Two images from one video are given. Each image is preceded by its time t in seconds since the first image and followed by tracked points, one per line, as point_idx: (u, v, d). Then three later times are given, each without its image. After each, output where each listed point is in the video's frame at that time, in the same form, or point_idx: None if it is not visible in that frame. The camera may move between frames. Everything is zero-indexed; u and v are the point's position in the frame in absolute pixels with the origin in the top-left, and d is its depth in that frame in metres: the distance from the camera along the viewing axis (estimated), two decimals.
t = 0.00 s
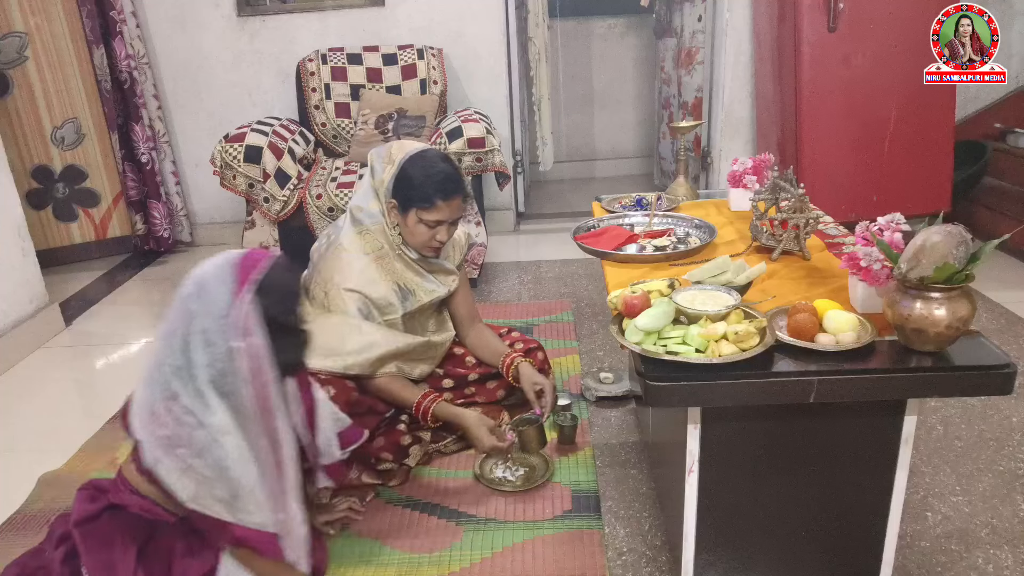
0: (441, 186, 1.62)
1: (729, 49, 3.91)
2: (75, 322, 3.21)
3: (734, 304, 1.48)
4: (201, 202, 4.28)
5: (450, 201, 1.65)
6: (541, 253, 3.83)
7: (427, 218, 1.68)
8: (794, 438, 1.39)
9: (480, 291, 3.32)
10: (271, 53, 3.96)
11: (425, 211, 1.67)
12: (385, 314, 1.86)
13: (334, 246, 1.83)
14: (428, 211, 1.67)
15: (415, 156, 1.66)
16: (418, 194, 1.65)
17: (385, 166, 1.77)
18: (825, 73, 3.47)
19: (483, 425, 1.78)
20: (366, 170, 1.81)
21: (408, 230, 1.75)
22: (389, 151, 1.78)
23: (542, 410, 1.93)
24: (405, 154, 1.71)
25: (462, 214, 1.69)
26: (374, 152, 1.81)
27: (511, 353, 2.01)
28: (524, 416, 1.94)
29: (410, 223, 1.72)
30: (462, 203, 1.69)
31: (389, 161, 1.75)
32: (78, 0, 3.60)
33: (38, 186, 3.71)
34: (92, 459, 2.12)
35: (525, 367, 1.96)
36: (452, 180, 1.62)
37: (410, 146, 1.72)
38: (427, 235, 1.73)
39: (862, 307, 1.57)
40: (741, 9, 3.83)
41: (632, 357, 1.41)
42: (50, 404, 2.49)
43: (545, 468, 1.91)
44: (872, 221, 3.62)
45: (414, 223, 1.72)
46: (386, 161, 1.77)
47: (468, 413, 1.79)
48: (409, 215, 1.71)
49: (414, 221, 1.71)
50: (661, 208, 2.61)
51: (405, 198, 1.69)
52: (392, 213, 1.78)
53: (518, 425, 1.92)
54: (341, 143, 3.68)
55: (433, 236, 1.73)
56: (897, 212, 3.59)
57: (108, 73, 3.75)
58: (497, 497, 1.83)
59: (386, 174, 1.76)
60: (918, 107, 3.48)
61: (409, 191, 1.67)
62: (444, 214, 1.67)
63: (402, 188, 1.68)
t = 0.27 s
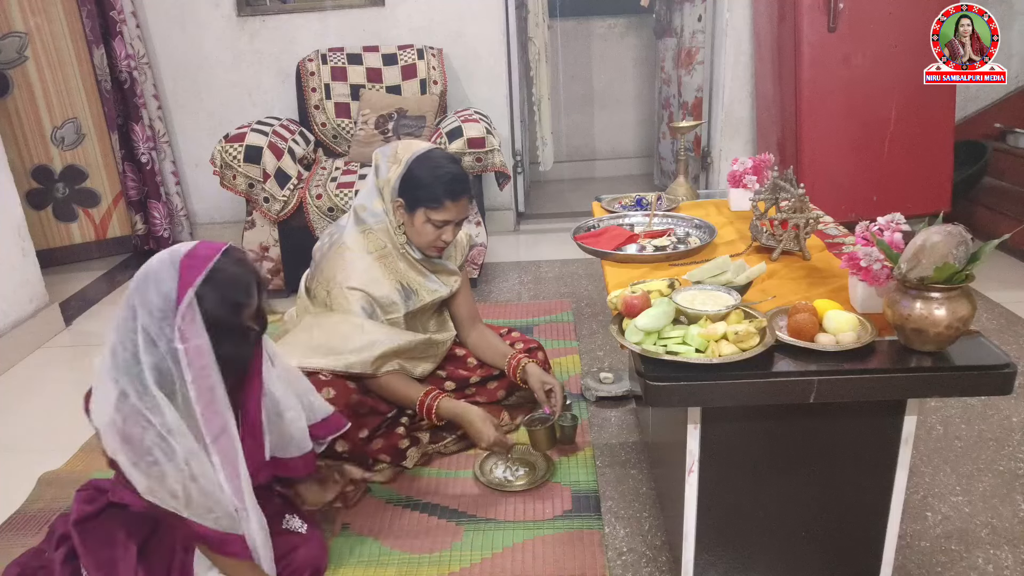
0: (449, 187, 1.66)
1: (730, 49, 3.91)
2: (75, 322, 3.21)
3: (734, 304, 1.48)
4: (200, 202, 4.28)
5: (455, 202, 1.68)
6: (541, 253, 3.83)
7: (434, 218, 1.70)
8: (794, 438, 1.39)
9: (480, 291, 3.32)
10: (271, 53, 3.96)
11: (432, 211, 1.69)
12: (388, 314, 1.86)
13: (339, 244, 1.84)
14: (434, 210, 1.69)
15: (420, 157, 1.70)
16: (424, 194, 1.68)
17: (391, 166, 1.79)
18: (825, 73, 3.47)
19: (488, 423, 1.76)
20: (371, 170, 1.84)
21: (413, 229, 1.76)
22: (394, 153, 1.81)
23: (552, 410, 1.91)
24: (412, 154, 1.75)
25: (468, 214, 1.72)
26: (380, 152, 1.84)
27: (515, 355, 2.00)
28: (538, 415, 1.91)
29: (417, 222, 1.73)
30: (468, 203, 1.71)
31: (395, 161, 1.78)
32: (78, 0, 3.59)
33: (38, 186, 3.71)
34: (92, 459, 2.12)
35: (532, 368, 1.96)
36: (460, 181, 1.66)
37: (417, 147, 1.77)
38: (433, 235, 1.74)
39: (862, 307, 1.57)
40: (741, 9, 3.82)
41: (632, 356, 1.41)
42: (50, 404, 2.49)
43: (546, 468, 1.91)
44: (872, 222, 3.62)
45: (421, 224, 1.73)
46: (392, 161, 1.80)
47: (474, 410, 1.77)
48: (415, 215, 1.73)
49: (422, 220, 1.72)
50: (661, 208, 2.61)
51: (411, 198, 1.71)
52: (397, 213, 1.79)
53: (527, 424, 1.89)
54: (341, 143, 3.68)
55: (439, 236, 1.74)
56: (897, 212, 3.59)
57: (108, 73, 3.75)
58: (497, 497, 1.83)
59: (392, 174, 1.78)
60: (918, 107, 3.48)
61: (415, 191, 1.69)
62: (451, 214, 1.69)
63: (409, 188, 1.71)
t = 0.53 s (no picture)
0: (452, 186, 1.65)
1: (730, 49, 3.91)
2: (75, 321, 3.22)
3: (734, 304, 1.48)
4: (200, 202, 4.28)
5: (458, 201, 1.68)
6: (541, 253, 3.83)
7: (437, 217, 1.70)
8: (794, 437, 1.39)
9: (480, 291, 3.32)
10: (271, 53, 3.96)
11: (434, 210, 1.69)
12: (388, 313, 1.85)
13: (340, 244, 1.84)
14: (436, 210, 1.69)
15: (423, 157, 1.70)
16: (427, 194, 1.68)
17: (393, 165, 1.80)
18: (825, 73, 3.47)
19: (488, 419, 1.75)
20: (374, 170, 1.85)
21: (415, 228, 1.76)
22: (397, 152, 1.82)
23: (552, 411, 1.91)
24: (415, 154, 1.75)
25: (471, 214, 1.72)
26: (382, 152, 1.84)
27: (517, 355, 2.00)
28: (539, 416, 1.96)
29: (420, 221, 1.73)
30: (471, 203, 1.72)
31: (398, 161, 1.79)
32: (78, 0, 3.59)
33: (38, 186, 3.72)
34: (93, 459, 2.13)
35: (533, 368, 1.95)
36: (462, 180, 1.66)
37: (420, 147, 1.77)
38: (435, 234, 1.74)
39: (862, 308, 1.57)
40: (741, 9, 3.82)
41: (632, 357, 1.41)
42: (51, 405, 2.49)
43: (546, 468, 1.91)
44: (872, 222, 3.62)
45: (424, 223, 1.73)
46: (394, 160, 1.80)
47: (473, 408, 1.77)
48: (417, 214, 1.73)
49: (424, 219, 1.72)
50: (661, 208, 2.61)
51: (413, 197, 1.72)
52: (399, 212, 1.79)
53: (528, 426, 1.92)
54: (341, 143, 3.68)
55: (442, 235, 1.74)
56: (897, 212, 3.59)
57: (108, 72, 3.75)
58: (497, 497, 1.83)
59: (394, 173, 1.78)
60: (918, 107, 3.48)
61: (418, 190, 1.69)
62: (454, 214, 1.69)
63: (411, 188, 1.71)
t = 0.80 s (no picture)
0: (453, 186, 1.66)
1: (730, 49, 3.91)
2: (75, 321, 3.22)
3: (734, 304, 1.48)
4: (200, 202, 4.28)
5: (459, 201, 1.68)
6: (541, 253, 3.83)
7: (438, 217, 1.70)
8: (794, 437, 1.39)
9: (480, 291, 3.32)
10: (271, 53, 3.96)
11: (435, 210, 1.70)
12: (388, 313, 1.85)
13: (340, 243, 1.83)
14: (437, 210, 1.69)
15: (423, 157, 1.70)
16: (427, 193, 1.68)
17: (393, 165, 1.80)
18: (825, 73, 3.47)
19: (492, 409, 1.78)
20: (374, 169, 1.85)
21: (415, 228, 1.77)
22: (397, 152, 1.82)
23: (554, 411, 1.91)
24: (416, 154, 1.75)
25: (472, 214, 1.72)
26: (383, 152, 1.85)
27: (517, 356, 2.00)
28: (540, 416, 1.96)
29: (420, 221, 1.73)
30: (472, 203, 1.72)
31: (398, 160, 1.79)
32: (78, 0, 3.59)
33: (38, 186, 3.72)
34: (93, 459, 2.13)
35: (535, 368, 1.95)
36: (463, 180, 1.66)
37: (421, 147, 1.77)
38: (435, 234, 1.75)
39: (862, 308, 1.57)
40: (741, 9, 3.83)
41: (632, 356, 1.41)
42: (50, 405, 2.49)
43: (546, 468, 1.91)
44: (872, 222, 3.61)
45: (424, 223, 1.73)
46: (394, 160, 1.81)
47: (475, 404, 1.79)
48: (417, 214, 1.73)
49: (425, 219, 1.72)
50: (661, 208, 2.61)
51: (413, 197, 1.72)
52: (400, 212, 1.79)
53: (529, 425, 1.92)
54: (341, 143, 3.68)
55: (442, 235, 1.74)
56: (897, 212, 3.59)
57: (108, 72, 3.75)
58: (497, 497, 1.83)
59: (394, 173, 1.78)
60: (918, 107, 3.48)
61: (418, 190, 1.69)
62: (454, 214, 1.69)
63: (412, 188, 1.71)
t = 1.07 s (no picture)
0: (455, 187, 1.66)
1: (729, 49, 3.91)
2: (75, 321, 3.22)
3: (734, 304, 1.48)
4: (200, 202, 4.28)
5: (459, 202, 1.68)
6: (541, 253, 3.83)
7: (439, 217, 1.70)
8: (794, 437, 1.39)
9: (480, 291, 3.32)
10: (271, 53, 3.96)
11: (436, 211, 1.70)
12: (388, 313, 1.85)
13: (340, 243, 1.84)
14: (437, 210, 1.69)
15: (424, 157, 1.70)
16: (428, 194, 1.68)
17: (393, 165, 1.80)
18: (825, 73, 3.47)
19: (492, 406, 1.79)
20: (374, 170, 1.85)
21: (416, 228, 1.76)
22: (398, 152, 1.81)
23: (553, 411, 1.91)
24: (417, 154, 1.75)
25: (472, 215, 1.72)
26: (383, 152, 1.84)
27: (517, 356, 2.00)
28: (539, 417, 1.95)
29: (421, 222, 1.73)
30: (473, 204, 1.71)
31: (399, 161, 1.79)
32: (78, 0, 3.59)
33: (38, 186, 3.72)
34: (93, 459, 2.13)
35: (534, 368, 1.96)
36: (464, 180, 1.66)
37: (421, 147, 1.77)
38: (436, 234, 1.75)
39: (862, 308, 1.57)
40: (741, 9, 3.83)
41: (632, 357, 1.41)
42: (51, 404, 2.49)
43: (546, 468, 1.91)
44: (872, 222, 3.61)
45: (425, 223, 1.73)
46: (395, 160, 1.80)
47: (476, 403, 1.79)
48: (418, 214, 1.73)
49: (425, 220, 1.72)
50: (661, 208, 2.61)
51: (414, 198, 1.71)
52: (400, 212, 1.79)
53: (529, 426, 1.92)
54: (341, 143, 3.68)
55: (442, 235, 1.74)
56: (896, 212, 3.59)
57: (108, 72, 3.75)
58: (498, 497, 1.83)
59: (394, 173, 1.78)
60: (918, 107, 3.48)
61: (419, 191, 1.69)
62: (455, 214, 1.69)
63: (413, 188, 1.71)
